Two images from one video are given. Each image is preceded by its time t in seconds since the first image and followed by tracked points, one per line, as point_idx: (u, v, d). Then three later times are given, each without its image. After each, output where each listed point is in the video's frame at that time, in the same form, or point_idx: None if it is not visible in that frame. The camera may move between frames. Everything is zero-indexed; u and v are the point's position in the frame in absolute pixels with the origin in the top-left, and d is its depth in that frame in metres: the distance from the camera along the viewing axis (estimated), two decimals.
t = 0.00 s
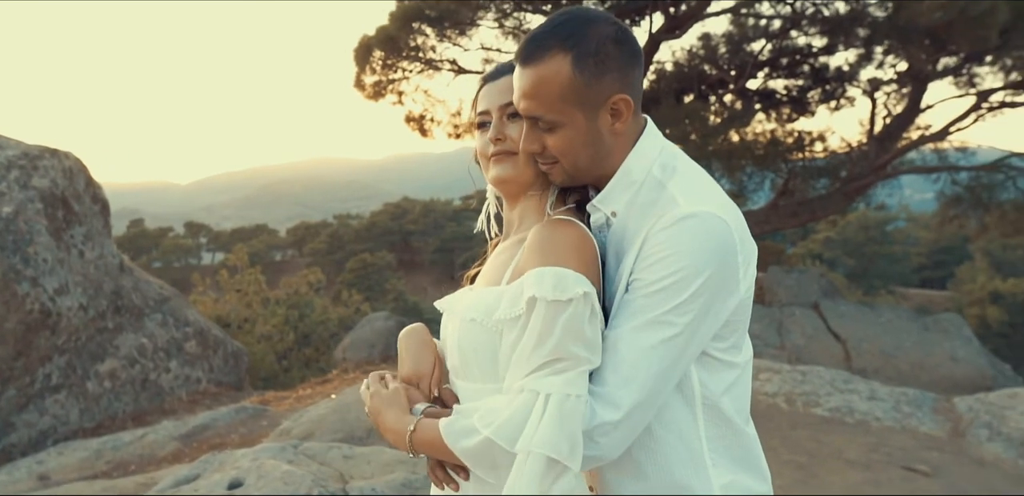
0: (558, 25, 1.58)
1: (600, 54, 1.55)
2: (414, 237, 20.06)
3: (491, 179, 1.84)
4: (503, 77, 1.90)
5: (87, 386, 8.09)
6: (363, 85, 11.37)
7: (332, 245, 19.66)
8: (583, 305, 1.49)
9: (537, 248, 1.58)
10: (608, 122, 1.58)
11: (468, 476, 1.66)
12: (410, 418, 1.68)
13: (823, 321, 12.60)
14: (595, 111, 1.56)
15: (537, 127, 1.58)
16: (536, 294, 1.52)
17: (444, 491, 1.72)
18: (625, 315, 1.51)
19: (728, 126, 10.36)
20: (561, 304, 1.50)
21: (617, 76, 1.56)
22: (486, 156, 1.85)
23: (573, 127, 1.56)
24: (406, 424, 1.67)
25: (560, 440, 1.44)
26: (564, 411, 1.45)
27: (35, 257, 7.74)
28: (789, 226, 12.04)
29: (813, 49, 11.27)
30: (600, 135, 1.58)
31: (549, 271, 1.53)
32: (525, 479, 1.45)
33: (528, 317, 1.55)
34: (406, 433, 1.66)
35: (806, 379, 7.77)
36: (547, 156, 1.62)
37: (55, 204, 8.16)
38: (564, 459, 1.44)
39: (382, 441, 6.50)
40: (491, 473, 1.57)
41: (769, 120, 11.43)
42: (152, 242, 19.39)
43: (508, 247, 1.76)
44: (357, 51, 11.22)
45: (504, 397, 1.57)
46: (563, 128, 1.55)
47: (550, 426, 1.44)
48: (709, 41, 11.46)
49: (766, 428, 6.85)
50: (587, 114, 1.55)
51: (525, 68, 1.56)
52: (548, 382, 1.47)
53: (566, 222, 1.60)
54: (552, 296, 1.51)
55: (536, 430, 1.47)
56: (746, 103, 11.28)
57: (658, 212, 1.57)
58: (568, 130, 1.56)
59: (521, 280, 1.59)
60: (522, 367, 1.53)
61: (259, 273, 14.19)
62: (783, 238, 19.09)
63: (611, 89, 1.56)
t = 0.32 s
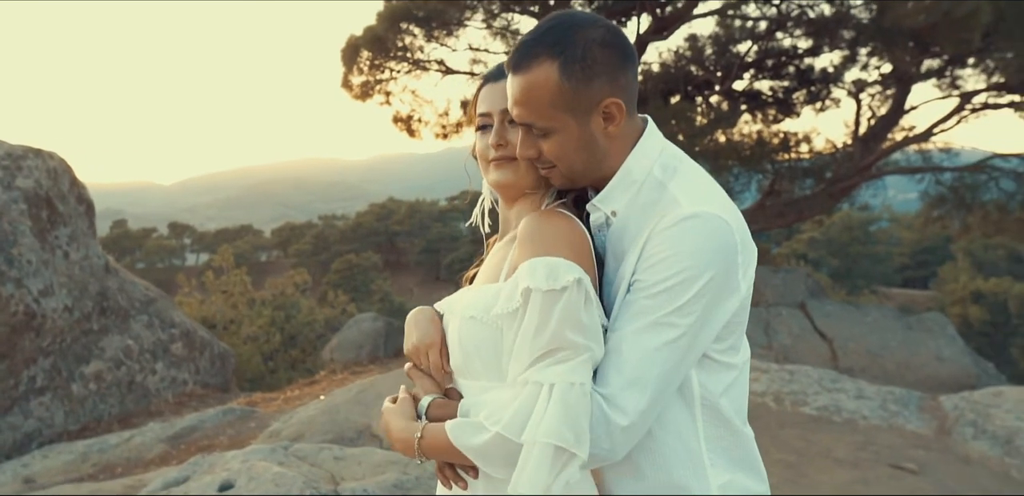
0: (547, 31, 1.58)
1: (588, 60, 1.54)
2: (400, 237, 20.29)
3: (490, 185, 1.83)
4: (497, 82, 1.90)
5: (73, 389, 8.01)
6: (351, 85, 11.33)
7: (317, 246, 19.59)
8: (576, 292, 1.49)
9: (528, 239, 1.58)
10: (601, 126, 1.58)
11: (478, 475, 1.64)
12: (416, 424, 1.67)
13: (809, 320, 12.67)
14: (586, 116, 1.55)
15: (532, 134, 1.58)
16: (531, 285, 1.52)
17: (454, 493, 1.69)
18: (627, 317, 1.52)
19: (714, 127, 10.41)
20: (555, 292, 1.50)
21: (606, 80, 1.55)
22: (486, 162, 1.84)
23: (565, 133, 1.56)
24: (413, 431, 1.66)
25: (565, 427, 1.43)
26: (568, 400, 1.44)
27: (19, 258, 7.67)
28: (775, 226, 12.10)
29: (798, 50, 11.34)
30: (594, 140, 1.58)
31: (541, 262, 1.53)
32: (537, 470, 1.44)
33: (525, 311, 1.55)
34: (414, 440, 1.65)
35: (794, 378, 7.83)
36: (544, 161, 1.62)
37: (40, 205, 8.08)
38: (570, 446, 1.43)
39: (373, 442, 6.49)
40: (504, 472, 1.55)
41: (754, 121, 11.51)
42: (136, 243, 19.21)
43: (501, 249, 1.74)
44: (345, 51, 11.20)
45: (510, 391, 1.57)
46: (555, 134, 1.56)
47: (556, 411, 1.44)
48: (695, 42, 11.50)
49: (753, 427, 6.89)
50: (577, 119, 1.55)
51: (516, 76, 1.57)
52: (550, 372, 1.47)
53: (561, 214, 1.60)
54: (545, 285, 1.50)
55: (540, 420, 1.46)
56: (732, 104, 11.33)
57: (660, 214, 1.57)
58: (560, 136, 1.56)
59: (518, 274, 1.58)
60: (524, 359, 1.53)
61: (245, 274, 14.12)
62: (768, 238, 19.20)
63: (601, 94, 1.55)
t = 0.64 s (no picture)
0: (540, 39, 1.57)
1: (584, 65, 1.54)
2: (385, 237, 20.31)
3: (494, 187, 1.81)
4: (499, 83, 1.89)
5: (57, 390, 7.93)
6: (338, 84, 11.28)
7: (302, 246, 19.52)
8: (579, 281, 1.48)
9: (530, 231, 1.57)
10: (601, 130, 1.58)
11: (495, 472, 1.63)
12: (431, 426, 1.67)
13: (795, 319, 12.74)
14: (586, 120, 1.55)
15: (535, 141, 1.58)
16: (535, 277, 1.51)
17: (471, 492, 1.68)
18: (634, 318, 1.52)
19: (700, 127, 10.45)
20: (557, 283, 1.49)
21: (603, 83, 1.55)
22: (489, 163, 1.82)
23: (566, 138, 1.55)
24: (429, 434, 1.65)
25: (578, 415, 1.44)
26: (581, 390, 1.44)
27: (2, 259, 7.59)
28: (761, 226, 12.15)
29: (784, 51, 11.37)
30: (595, 144, 1.58)
31: (543, 252, 1.53)
32: (555, 460, 1.45)
33: (531, 305, 1.54)
34: (431, 442, 1.64)
35: (782, 377, 7.90)
36: (547, 167, 1.62)
37: (23, 205, 7.99)
38: (584, 434, 1.44)
39: (364, 443, 6.48)
40: (524, 465, 1.54)
41: (739, 120, 11.59)
42: (118, 242, 18.96)
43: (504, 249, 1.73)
44: (332, 50, 11.16)
45: (521, 387, 1.57)
46: (556, 141, 1.56)
47: (572, 400, 1.44)
48: (681, 42, 11.51)
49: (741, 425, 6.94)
50: (578, 125, 1.55)
51: (513, 85, 1.56)
52: (562, 363, 1.47)
53: (562, 207, 1.58)
54: (549, 276, 1.50)
55: (554, 409, 1.47)
56: (718, 104, 11.38)
57: (667, 212, 1.58)
58: (562, 141, 1.56)
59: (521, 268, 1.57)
60: (534, 352, 1.52)
61: (231, 274, 14.01)
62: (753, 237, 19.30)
63: (600, 97, 1.55)
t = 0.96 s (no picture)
0: (550, 44, 1.57)
1: (597, 71, 1.54)
2: (372, 236, 20.38)
3: (503, 190, 1.81)
4: (507, 84, 1.88)
5: (43, 391, 7.86)
6: (326, 84, 11.24)
7: (288, 246, 19.44)
8: (590, 276, 1.48)
9: (540, 229, 1.56)
10: (614, 133, 1.59)
11: (511, 469, 1.63)
12: (449, 427, 1.66)
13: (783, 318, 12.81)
14: (600, 125, 1.56)
15: (547, 148, 1.58)
16: (547, 274, 1.51)
17: (487, 489, 1.67)
18: (644, 316, 1.53)
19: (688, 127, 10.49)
20: (568, 279, 1.49)
21: (616, 88, 1.55)
22: (499, 166, 1.81)
23: (581, 143, 1.56)
24: (447, 434, 1.65)
25: (595, 410, 1.44)
26: (596, 386, 1.44)
27: None
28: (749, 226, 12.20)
29: (771, 51, 11.42)
30: (608, 147, 1.59)
31: (554, 248, 1.52)
32: (572, 454, 1.45)
33: (542, 303, 1.54)
34: (451, 442, 1.64)
35: (771, 376, 7.96)
36: (560, 171, 1.62)
37: (8, 204, 7.91)
38: (601, 428, 1.44)
39: (354, 443, 6.47)
40: (542, 461, 1.55)
41: (727, 121, 11.67)
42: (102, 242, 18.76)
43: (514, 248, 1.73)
44: (320, 49, 11.12)
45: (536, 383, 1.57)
46: (572, 146, 1.56)
47: (586, 395, 1.44)
48: (669, 42, 11.55)
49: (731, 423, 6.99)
50: (593, 130, 1.55)
51: (525, 92, 1.55)
52: (576, 358, 1.47)
53: (572, 204, 1.58)
54: (560, 272, 1.49)
55: (570, 406, 1.46)
56: (705, 104, 11.43)
57: (675, 211, 1.59)
58: (577, 146, 1.56)
59: (533, 266, 1.57)
60: (548, 348, 1.53)
61: (217, 274, 13.93)
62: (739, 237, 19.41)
63: (613, 102, 1.55)
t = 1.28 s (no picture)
0: (564, 42, 1.57)
1: (612, 68, 1.54)
2: (356, 237, 20.44)
3: (511, 191, 1.80)
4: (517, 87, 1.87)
5: (25, 394, 7.77)
6: (312, 83, 11.19)
7: (272, 246, 19.32)
8: (602, 276, 1.48)
9: (551, 228, 1.57)
10: (628, 129, 1.59)
11: (514, 467, 1.63)
12: (459, 427, 1.65)
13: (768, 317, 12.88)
14: (615, 121, 1.56)
15: (561, 144, 1.57)
16: (559, 273, 1.51)
17: (489, 487, 1.67)
18: (656, 313, 1.53)
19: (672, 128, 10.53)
20: (580, 279, 1.49)
21: (632, 84, 1.55)
22: (507, 166, 1.80)
23: (596, 139, 1.56)
24: (458, 434, 1.64)
25: (607, 406, 1.44)
26: (608, 384, 1.44)
27: None
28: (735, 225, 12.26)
29: (755, 52, 11.47)
30: (622, 142, 1.59)
31: (565, 248, 1.52)
32: (584, 451, 1.46)
33: (554, 302, 1.53)
34: (460, 442, 1.63)
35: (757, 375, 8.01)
36: (573, 168, 1.62)
37: None
38: (611, 425, 1.44)
39: (343, 444, 6.44)
40: (554, 460, 1.54)
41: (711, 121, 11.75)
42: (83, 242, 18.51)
43: (522, 249, 1.73)
44: (306, 49, 11.08)
45: (545, 382, 1.57)
46: (586, 142, 1.56)
47: (598, 394, 1.44)
48: (654, 43, 11.58)
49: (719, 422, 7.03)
50: (608, 126, 1.56)
51: (539, 91, 1.55)
52: (588, 356, 1.47)
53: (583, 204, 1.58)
54: (572, 271, 1.50)
55: (581, 404, 1.47)
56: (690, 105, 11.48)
57: (686, 209, 1.59)
58: (592, 142, 1.56)
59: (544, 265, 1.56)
60: (558, 348, 1.52)
61: (200, 274, 13.83)
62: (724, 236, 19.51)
63: (629, 99, 1.56)
